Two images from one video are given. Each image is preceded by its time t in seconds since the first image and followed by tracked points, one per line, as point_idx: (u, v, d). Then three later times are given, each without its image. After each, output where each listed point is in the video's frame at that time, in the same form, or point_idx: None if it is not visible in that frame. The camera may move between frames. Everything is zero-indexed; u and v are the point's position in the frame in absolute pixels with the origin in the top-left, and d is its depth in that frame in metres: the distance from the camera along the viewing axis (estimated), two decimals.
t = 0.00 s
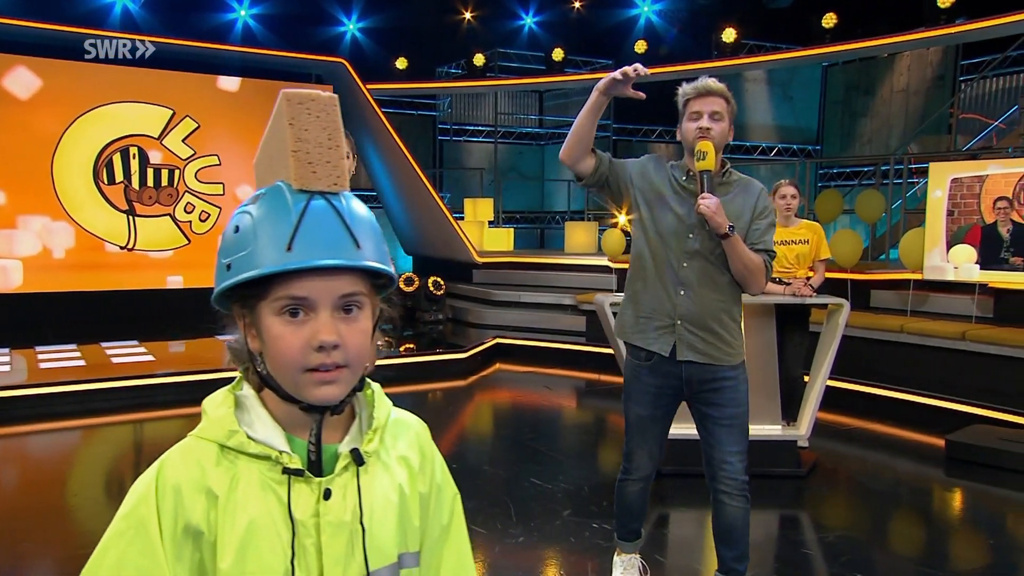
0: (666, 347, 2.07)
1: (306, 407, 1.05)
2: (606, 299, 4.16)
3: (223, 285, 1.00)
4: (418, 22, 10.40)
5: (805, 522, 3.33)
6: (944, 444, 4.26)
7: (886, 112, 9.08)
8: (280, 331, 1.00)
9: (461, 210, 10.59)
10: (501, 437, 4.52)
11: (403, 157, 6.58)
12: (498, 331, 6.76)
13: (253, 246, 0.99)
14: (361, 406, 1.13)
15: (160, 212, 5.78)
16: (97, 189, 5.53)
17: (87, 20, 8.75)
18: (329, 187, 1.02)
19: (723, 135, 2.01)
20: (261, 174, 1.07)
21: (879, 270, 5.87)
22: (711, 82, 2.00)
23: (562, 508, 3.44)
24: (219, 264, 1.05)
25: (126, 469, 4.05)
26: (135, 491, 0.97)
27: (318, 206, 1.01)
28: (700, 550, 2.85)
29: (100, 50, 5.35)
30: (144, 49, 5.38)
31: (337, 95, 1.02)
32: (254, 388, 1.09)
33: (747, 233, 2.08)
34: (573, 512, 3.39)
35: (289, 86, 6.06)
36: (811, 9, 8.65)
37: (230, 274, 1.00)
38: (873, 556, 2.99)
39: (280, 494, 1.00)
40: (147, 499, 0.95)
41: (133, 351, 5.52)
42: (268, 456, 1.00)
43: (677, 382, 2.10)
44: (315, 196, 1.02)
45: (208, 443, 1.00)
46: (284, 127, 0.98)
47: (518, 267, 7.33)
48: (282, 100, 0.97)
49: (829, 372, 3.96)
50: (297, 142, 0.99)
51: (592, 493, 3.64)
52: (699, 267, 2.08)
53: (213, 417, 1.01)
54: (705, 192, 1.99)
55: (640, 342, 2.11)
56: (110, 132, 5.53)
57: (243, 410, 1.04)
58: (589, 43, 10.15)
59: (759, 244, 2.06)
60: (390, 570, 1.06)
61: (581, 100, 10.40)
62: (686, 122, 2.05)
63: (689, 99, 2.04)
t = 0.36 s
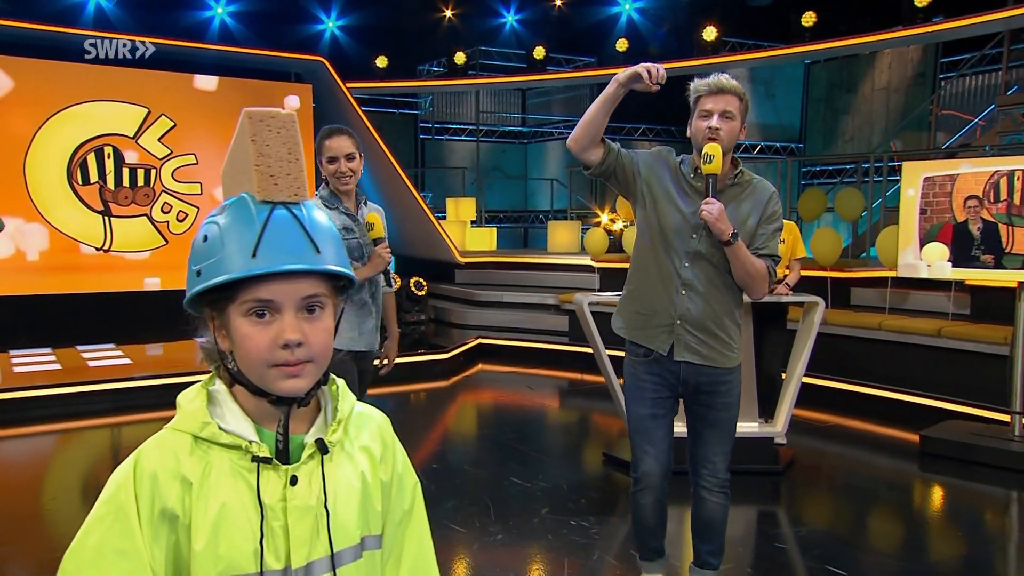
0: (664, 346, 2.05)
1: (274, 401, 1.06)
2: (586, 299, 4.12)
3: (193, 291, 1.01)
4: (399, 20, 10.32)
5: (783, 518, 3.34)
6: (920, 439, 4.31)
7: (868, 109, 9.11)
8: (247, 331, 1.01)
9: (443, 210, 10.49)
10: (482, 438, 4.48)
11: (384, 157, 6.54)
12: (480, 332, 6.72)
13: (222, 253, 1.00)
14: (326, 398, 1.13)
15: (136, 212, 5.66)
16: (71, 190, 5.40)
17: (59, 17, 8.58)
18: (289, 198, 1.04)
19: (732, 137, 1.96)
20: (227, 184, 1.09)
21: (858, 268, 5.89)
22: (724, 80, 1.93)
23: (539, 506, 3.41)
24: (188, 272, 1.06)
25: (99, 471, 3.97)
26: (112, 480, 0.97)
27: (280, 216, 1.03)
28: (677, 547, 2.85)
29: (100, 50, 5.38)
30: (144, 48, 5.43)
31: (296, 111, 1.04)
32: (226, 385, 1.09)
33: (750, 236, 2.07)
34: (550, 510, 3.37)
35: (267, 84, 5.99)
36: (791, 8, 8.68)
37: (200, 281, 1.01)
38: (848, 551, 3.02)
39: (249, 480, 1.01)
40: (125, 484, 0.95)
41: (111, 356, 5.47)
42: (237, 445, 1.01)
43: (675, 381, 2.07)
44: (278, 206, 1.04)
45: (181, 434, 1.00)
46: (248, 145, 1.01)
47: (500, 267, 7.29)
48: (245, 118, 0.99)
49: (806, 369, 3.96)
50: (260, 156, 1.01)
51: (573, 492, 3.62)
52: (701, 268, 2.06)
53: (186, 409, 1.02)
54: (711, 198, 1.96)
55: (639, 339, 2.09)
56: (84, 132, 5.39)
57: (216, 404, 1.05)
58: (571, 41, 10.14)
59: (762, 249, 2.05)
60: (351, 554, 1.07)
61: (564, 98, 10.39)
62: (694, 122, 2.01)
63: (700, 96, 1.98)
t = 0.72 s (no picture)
0: (652, 356, 2.04)
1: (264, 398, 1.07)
2: (569, 296, 4.10)
3: (185, 297, 1.02)
4: (380, 16, 10.26)
5: (764, 511, 3.36)
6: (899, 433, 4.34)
7: (848, 105, 9.15)
8: (237, 334, 1.03)
9: (426, 207, 10.45)
10: (466, 436, 4.47)
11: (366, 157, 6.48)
12: (464, 331, 6.69)
13: (213, 259, 1.02)
14: (312, 396, 1.13)
15: (114, 212, 5.53)
16: (46, 190, 5.28)
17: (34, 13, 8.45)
18: (278, 207, 1.07)
19: (713, 153, 1.93)
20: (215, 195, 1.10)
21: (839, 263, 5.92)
22: (704, 95, 1.87)
23: (523, 503, 3.40)
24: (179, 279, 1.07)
25: (79, 472, 3.92)
26: (107, 475, 0.98)
27: (268, 226, 1.05)
28: (659, 544, 2.84)
29: (100, 50, 5.43)
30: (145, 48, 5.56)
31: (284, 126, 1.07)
32: (217, 383, 1.09)
33: (730, 243, 2.08)
34: (533, 507, 3.36)
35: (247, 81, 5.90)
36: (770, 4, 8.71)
37: (192, 286, 1.02)
38: (827, 543, 3.03)
39: (240, 474, 1.03)
40: (122, 477, 0.97)
41: (89, 358, 5.39)
42: (227, 440, 1.03)
43: (659, 380, 2.07)
44: (266, 216, 1.06)
45: (174, 429, 1.02)
46: (236, 158, 1.04)
47: (483, 265, 7.27)
48: (235, 133, 1.02)
49: (784, 366, 3.96)
50: (249, 168, 1.04)
51: (557, 488, 3.62)
52: (685, 279, 2.05)
53: (180, 405, 1.03)
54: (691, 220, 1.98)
55: (626, 352, 2.06)
56: (59, 131, 5.28)
57: (208, 401, 1.05)
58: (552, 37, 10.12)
59: (741, 254, 2.09)
60: (335, 544, 1.08)
61: (546, 94, 10.37)
62: (673, 135, 1.95)
63: (679, 111, 1.92)
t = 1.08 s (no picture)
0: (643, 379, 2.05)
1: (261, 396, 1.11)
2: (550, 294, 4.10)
3: (187, 301, 1.06)
4: (360, 12, 10.17)
5: (746, 506, 3.37)
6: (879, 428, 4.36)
7: (830, 101, 9.16)
8: (237, 336, 1.07)
9: (408, 205, 10.42)
10: (450, 434, 4.46)
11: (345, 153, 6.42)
12: (448, 329, 6.66)
13: (213, 266, 1.06)
14: (307, 394, 1.17)
15: (90, 211, 5.43)
16: (20, 188, 5.19)
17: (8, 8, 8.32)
18: (274, 215, 1.11)
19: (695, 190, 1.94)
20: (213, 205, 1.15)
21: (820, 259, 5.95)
22: (687, 144, 1.84)
23: (507, 501, 3.39)
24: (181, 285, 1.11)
25: (56, 472, 3.86)
26: (114, 472, 1.03)
27: (265, 233, 1.09)
28: (643, 539, 2.84)
29: (101, 51, 5.40)
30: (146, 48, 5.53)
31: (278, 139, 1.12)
32: (216, 382, 1.13)
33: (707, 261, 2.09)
34: (518, 504, 3.35)
35: (225, 79, 5.84)
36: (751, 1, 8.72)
37: (194, 291, 1.06)
38: (808, 537, 3.05)
39: (240, 468, 1.07)
40: (129, 473, 1.01)
41: (69, 360, 5.32)
42: (228, 437, 1.07)
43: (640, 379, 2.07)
44: (262, 224, 1.10)
45: (177, 426, 1.06)
46: (234, 172, 1.09)
47: (467, 264, 7.24)
48: (233, 146, 1.08)
49: (765, 362, 3.98)
50: (246, 178, 1.09)
51: (541, 484, 3.62)
52: (673, 304, 2.04)
53: (182, 403, 1.07)
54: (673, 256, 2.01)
55: (617, 378, 2.05)
56: (33, 128, 5.20)
57: (209, 399, 1.09)
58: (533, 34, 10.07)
59: (718, 266, 2.11)
60: (331, 534, 1.12)
61: (527, 91, 10.32)
62: (655, 174, 1.94)
63: (661, 154, 1.89)
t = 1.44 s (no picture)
0: (629, 363, 2.03)
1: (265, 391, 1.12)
2: (537, 292, 4.08)
3: (195, 302, 1.07)
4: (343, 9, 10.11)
5: (732, 499, 3.39)
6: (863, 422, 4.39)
7: (814, 96, 9.19)
8: (243, 335, 1.08)
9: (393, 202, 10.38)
10: (438, 432, 4.45)
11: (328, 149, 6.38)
12: (435, 326, 6.65)
13: (220, 268, 1.06)
14: (307, 390, 1.18)
15: (70, 210, 5.36)
16: None
17: None
18: (278, 220, 1.11)
19: (668, 152, 1.95)
20: (216, 210, 1.14)
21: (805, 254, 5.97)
22: (654, 100, 1.87)
23: (496, 497, 3.39)
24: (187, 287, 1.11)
25: (38, 473, 3.82)
26: (125, 465, 1.04)
27: (270, 237, 1.09)
28: (631, 534, 2.85)
29: (100, 50, 5.45)
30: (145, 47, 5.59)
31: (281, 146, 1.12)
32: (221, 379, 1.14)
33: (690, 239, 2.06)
34: (507, 500, 3.34)
35: (206, 75, 5.79)
36: None
37: (201, 292, 1.07)
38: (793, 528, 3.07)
39: (246, 461, 1.08)
40: (140, 467, 1.03)
41: (51, 361, 5.26)
42: (235, 431, 1.08)
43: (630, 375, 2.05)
44: (266, 228, 1.10)
45: (184, 422, 1.07)
46: (239, 179, 1.09)
47: (453, 261, 7.21)
48: (237, 154, 1.08)
49: (750, 357, 3.99)
50: (251, 186, 1.09)
51: (529, 480, 3.62)
52: (653, 276, 2.03)
53: (189, 399, 1.08)
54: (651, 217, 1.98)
55: (602, 363, 2.05)
56: (11, 126, 5.12)
57: (215, 395, 1.10)
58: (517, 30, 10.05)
59: (701, 247, 2.06)
60: (332, 522, 1.14)
61: (513, 87, 10.31)
62: (628, 139, 1.97)
63: (632, 115, 1.92)
